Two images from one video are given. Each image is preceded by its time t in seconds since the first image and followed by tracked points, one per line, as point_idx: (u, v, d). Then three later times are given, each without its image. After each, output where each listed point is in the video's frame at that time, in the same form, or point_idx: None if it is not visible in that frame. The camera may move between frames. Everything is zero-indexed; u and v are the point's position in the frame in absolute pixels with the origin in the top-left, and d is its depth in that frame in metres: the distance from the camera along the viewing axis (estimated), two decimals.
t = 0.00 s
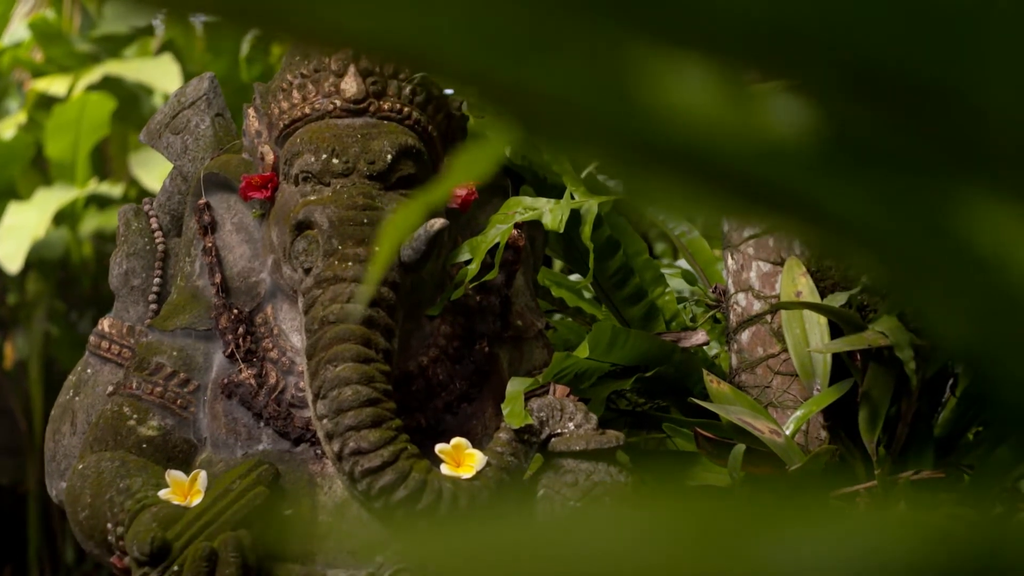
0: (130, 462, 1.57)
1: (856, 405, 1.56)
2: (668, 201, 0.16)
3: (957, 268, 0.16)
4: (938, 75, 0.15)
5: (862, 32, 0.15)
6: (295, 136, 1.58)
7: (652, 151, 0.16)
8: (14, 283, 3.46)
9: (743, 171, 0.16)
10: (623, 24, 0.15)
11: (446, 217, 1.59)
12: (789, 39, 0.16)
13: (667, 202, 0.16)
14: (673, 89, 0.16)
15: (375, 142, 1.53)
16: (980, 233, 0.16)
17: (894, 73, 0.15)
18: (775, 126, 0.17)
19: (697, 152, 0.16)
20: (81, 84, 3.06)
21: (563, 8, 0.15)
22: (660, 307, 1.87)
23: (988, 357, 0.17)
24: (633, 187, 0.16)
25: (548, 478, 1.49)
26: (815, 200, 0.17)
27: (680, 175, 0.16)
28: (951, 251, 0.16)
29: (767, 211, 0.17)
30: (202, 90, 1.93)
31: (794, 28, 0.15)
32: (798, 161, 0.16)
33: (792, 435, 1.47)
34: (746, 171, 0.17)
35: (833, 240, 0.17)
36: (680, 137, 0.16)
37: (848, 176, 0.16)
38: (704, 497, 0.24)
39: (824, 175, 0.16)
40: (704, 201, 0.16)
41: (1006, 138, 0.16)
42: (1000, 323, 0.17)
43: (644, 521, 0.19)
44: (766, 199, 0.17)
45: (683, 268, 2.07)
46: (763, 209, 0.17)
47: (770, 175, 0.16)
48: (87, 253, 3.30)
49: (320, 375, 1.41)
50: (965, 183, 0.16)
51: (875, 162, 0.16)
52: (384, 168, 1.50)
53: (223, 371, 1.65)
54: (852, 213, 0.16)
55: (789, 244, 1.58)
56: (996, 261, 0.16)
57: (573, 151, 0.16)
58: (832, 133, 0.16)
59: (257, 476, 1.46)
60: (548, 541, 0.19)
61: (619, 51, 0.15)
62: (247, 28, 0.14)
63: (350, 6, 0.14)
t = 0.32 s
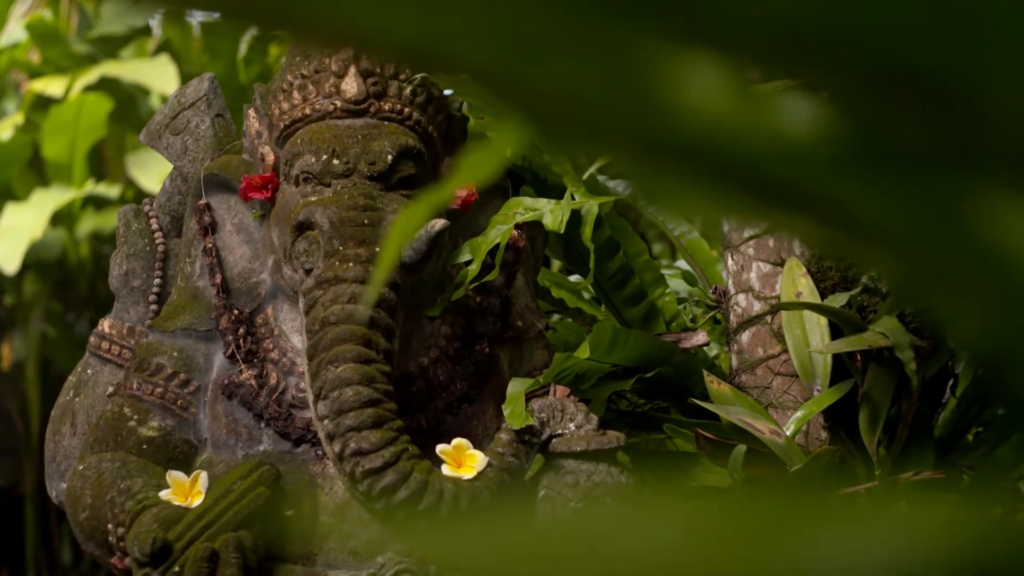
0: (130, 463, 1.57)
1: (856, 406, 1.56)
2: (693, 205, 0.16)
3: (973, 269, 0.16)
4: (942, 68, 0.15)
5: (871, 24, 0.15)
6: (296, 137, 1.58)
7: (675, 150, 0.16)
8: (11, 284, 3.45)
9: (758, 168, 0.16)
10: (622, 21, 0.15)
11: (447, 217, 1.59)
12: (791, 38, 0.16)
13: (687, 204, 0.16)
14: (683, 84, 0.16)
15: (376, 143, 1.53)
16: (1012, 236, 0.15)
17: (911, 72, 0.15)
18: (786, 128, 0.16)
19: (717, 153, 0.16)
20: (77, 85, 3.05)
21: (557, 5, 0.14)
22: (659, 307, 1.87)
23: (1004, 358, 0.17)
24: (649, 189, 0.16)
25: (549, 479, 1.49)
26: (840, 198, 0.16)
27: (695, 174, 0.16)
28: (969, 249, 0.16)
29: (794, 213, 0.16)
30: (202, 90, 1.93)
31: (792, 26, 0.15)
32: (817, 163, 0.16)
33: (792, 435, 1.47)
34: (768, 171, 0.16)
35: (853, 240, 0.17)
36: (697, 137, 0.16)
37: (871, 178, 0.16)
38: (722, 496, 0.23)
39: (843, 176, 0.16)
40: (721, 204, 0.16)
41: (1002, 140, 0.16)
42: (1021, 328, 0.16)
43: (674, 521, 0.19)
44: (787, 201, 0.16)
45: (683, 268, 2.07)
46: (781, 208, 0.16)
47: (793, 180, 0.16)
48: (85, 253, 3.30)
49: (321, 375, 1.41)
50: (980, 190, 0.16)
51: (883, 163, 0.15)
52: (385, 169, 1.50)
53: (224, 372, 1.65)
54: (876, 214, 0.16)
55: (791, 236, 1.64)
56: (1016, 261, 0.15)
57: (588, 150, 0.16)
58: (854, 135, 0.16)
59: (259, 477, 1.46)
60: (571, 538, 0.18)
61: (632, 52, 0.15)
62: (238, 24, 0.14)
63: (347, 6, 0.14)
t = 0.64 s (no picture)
0: (133, 465, 1.57)
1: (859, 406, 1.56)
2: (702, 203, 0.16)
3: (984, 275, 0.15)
4: (951, 59, 0.15)
5: (890, 17, 0.15)
6: (297, 138, 1.58)
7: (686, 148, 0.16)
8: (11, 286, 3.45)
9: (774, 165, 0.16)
10: (629, 20, 0.15)
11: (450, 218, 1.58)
12: (803, 37, 0.15)
13: (700, 202, 0.16)
14: (698, 78, 0.16)
15: (378, 143, 1.53)
16: None
17: (920, 73, 0.15)
18: (798, 123, 0.16)
19: (738, 155, 0.16)
20: (75, 88, 3.05)
21: (559, 4, 0.14)
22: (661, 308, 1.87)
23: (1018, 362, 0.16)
24: (665, 186, 0.16)
25: (552, 480, 1.49)
26: (859, 201, 0.16)
27: (714, 176, 0.16)
28: (976, 248, 0.15)
29: (800, 208, 0.16)
30: (204, 91, 1.93)
31: (786, 27, 0.15)
32: (844, 162, 0.16)
33: (794, 436, 1.47)
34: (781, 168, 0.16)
35: (871, 239, 0.16)
36: (705, 132, 0.16)
37: (883, 174, 0.16)
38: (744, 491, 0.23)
39: (863, 174, 0.16)
40: (740, 201, 0.16)
41: (1001, 141, 0.15)
42: None
43: (706, 515, 0.18)
44: (802, 197, 0.16)
45: (686, 269, 2.09)
46: (800, 206, 0.16)
47: (807, 176, 0.16)
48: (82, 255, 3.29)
49: (323, 376, 1.41)
50: (1003, 186, 0.15)
51: (903, 163, 0.15)
52: (387, 170, 1.50)
53: (227, 374, 1.65)
54: (899, 209, 0.16)
55: (792, 235, 1.65)
56: None
57: (607, 146, 0.16)
58: (880, 139, 0.16)
59: (261, 478, 1.46)
60: (598, 537, 0.18)
61: (647, 50, 0.15)
62: (264, 24, 0.14)
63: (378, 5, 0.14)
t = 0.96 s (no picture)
0: (134, 466, 1.56)
1: (859, 407, 1.56)
2: (718, 201, 0.15)
3: (999, 274, 0.15)
4: (956, 53, 0.14)
5: (887, 11, 0.14)
6: (298, 140, 1.57)
7: (697, 148, 0.16)
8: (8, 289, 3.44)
9: (790, 163, 0.16)
10: (629, 17, 0.14)
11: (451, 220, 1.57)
12: (809, 35, 0.15)
13: (718, 203, 0.16)
14: (707, 68, 0.15)
15: (379, 145, 1.53)
16: None
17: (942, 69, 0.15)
18: (816, 124, 0.16)
19: (757, 155, 0.16)
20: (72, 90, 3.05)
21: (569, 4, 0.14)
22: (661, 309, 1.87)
23: None
24: (680, 184, 0.16)
25: (553, 481, 1.49)
26: (874, 198, 0.15)
27: (726, 172, 0.16)
28: (996, 242, 0.15)
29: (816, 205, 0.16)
30: (204, 92, 1.93)
31: (785, 27, 0.15)
32: (867, 161, 0.15)
33: (795, 436, 1.48)
34: (795, 168, 0.16)
35: (886, 239, 0.16)
36: (715, 128, 0.16)
37: (900, 173, 0.15)
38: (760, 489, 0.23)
39: (889, 175, 0.15)
40: (756, 198, 0.16)
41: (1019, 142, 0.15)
42: None
43: (717, 514, 0.18)
44: (818, 195, 0.16)
45: (686, 270, 2.09)
46: (814, 202, 0.16)
47: (820, 174, 0.16)
48: (79, 257, 3.29)
49: (325, 377, 1.41)
50: (1018, 188, 0.14)
51: (926, 162, 0.15)
52: (388, 171, 1.50)
53: (228, 375, 1.65)
54: (917, 212, 0.15)
55: (793, 235, 1.66)
56: None
57: (617, 141, 0.16)
58: (900, 136, 0.15)
59: (263, 480, 1.46)
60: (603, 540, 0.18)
61: (666, 45, 0.15)
62: (268, 22, 0.14)
63: (379, 5, 0.14)
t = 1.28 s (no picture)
0: (138, 466, 1.56)
1: (863, 406, 1.56)
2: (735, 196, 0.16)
3: (1004, 269, 0.15)
4: (969, 48, 0.14)
5: (888, 14, 0.14)
6: (302, 139, 1.57)
7: (715, 144, 0.16)
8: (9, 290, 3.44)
9: (812, 164, 0.16)
10: (650, 16, 0.14)
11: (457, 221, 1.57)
12: (832, 35, 0.15)
13: (736, 196, 0.16)
14: (725, 68, 0.15)
15: (382, 144, 1.53)
16: None
17: (967, 67, 0.15)
18: (832, 122, 0.16)
19: (777, 153, 0.16)
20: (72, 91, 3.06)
21: (589, 4, 0.14)
22: (665, 309, 1.88)
23: None
24: (697, 180, 0.16)
25: (558, 481, 1.49)
26: (892, 193, 0.16)
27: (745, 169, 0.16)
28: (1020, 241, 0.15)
29: (830, 201, 0.16)
30: (208, 92, 1.93)
31: (812, 25, 0.15)
32: (883, 157, 0.15)
33: (799, 436, 1.48)
34: (815, 165, 0.16)
35: (902, 233, 0.16)
36: (739, 129, 0.16)
37: (924, 173, 0.15)
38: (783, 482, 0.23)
39: (909, 172, 0.15)
40: (772, 193, 0.16)
41: None
42: None
43: (740, 506, 0.18)
44: (830, 190, 0.16)
45: (690, 270, 2.09)
46: (835, 200, 0.16)
47: (840, 170, 0.16)
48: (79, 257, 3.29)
49: (329, 377, 1.41)
50: None
51: (942, 157, 0.15)
52: (392, 171, 1.50)
53: (232, 375, 1.65)
54: (941, 207, 0.15)
55: (797, 234, 1.66)
56: None
57: (639, 138, 0.16)
58: (922, 135, 0.15)
59: (268, 479, 1.46)
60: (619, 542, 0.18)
61: (687, 42, 0.15)
62: (290, 17, 0.14)
63: (402, 5, 0.14)
